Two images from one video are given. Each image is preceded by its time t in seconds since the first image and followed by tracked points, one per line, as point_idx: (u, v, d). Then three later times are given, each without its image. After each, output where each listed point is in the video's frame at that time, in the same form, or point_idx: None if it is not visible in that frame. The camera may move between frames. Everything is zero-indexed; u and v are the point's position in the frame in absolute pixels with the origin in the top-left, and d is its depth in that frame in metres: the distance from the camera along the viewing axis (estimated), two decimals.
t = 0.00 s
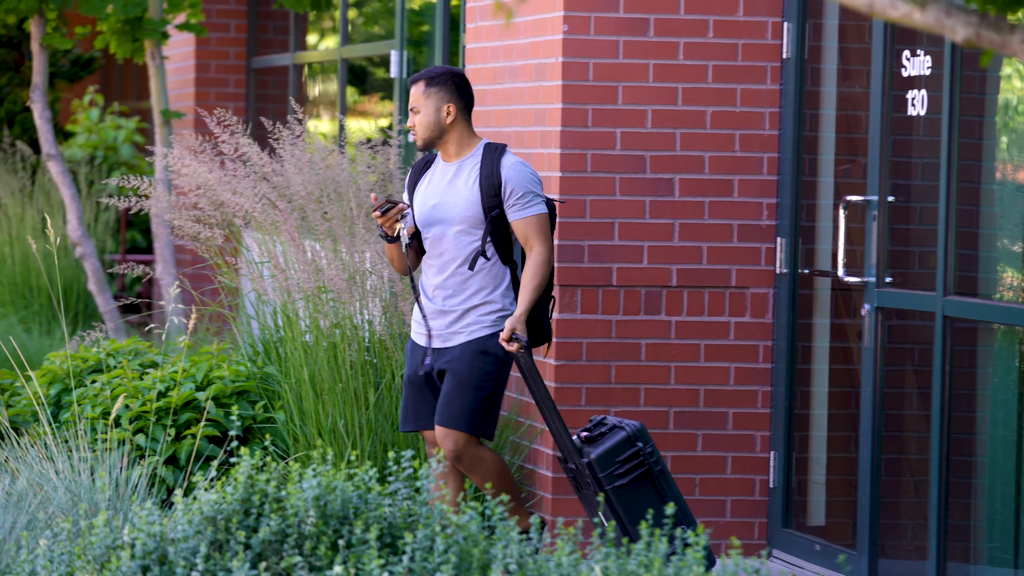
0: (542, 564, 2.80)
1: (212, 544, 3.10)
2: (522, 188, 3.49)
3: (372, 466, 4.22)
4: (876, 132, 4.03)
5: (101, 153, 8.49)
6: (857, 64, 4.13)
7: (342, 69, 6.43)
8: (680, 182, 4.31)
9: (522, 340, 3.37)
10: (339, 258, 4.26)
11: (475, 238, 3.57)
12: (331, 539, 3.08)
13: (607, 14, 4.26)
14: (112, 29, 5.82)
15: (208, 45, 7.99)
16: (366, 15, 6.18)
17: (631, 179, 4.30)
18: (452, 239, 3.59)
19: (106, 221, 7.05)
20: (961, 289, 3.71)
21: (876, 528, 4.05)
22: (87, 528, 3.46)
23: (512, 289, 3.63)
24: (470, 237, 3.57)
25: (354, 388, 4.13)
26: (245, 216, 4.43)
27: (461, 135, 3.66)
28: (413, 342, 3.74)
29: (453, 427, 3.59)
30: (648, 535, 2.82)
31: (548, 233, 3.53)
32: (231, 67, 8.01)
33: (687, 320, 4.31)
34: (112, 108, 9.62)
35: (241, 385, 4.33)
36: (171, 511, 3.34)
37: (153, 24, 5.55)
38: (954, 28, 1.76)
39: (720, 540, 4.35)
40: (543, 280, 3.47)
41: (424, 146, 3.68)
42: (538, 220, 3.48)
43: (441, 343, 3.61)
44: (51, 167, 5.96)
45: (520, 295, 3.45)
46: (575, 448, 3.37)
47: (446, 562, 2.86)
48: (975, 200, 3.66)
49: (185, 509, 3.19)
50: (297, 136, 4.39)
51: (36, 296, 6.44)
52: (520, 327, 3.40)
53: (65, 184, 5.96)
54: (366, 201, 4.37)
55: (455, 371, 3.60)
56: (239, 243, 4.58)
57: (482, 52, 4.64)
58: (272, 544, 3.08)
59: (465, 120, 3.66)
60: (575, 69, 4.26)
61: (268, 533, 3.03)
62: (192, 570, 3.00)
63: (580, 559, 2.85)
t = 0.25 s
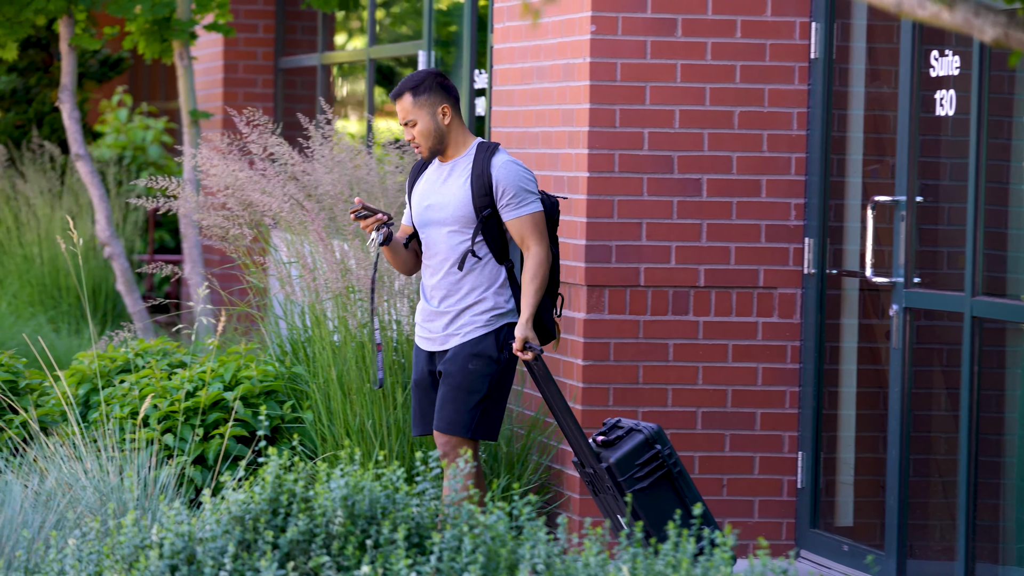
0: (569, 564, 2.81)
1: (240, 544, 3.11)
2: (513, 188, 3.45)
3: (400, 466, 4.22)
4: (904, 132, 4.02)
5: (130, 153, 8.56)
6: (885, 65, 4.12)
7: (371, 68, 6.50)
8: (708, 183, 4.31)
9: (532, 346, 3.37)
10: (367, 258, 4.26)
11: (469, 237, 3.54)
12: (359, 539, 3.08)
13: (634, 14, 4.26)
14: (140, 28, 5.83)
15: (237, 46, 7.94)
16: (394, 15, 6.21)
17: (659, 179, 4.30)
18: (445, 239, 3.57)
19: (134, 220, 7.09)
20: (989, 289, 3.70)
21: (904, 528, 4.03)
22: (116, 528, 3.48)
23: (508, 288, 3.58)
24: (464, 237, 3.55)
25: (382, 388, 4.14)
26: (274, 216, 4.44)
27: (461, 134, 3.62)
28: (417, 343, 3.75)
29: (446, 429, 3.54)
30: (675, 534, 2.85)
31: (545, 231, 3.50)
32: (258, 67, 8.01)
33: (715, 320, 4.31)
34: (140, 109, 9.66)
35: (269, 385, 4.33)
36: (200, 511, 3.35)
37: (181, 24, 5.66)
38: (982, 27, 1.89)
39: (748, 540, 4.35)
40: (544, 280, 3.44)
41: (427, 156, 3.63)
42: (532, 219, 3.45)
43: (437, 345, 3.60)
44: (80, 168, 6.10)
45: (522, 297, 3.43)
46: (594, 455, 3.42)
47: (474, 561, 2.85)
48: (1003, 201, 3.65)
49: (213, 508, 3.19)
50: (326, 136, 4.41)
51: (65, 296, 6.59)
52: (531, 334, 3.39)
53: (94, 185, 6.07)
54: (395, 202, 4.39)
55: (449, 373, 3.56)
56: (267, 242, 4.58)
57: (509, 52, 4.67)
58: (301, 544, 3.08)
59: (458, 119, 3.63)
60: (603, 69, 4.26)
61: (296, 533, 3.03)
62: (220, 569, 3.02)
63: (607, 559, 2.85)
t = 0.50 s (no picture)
0: (595, 564, 2.80)
1: (266, 544, 3.11)
2: (499, 195, 3.34)
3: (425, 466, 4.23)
4: (929, 132, 4.02)
5: (156, 152, 8.57)
6: (911, 65, 4.11)
7: (397, 69, 6.51)
8: (733, 183, 4.31)
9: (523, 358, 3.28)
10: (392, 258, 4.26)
11: (452, 242, 3.47)
12: (384, 539, 3.07)
13: (660, 14, 4.26)
14: (166, 29, 5.85)
15: (262, 46, 7.96)
16: (418, 15, 6.19)
17: (684, 179, 4.30)
18: (431, 242, 3.51)
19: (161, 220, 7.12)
20: (1014, 289, 3.69)
21: (929, 529, 4.02)
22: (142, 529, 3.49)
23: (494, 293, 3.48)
24: (448, 242, 3.48)
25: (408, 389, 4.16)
26: (300, 216, 4.45)
27: (460, 136, 3.55)
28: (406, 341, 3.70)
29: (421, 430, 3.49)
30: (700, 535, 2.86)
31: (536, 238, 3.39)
32: (284, 68, 7.99)
33: (740, 321, 4.31)
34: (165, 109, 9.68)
35: (294, 385, 4.31)
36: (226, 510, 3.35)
37: (207, 25, 5.70)
38: (1008, 27, 1.94)
39: (773, 541, 4.34)
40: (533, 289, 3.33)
41: (427, 158, 3.55)
42: (518, 226, 3.33)
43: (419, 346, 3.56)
44: (106, 168, 6.16)
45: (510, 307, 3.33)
46: (589, 464, 3.36)
47: (499, 562, 2.85)
48: None
49: (239, 508, 3.19)
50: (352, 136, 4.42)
51: (92, 297, 6.66)
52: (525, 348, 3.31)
53: (121, 185, 6.12)
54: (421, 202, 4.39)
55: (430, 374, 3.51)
56: (293, 243, 4.59)
57: (535, 52, 4.68)
58: (326, 544, 3.08)
59: (456, 117, 3.55)
60: (628, 69, 4.26)
61: (321, 533, 3.03)
62: (246, 569, 3.02)
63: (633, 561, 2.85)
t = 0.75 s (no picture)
0: (614, 565, 2.76)
1: (286, 545, 3.10)
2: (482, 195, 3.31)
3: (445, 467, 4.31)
4: (950, 132, 4.01)
5: (177, 154, 8.57)
6: (932, 65, 4.11)
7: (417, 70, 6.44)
8: (754, 184, 4.31)
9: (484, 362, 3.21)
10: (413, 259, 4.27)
11: (443, 243, 3.46)
12: (405, 540, 3.05)
13: (681, 15, 4.26)
14: (188, 31, 5.96)
15: (283, 47, 7.93)
16: (441, 17, 6.12)
17: (705, 180, 4.30)
18: (424, 242, 3.51)
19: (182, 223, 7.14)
20: None
21: (950, 531, 4.01)
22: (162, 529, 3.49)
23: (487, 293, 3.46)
24: (439, 242, 3.47)
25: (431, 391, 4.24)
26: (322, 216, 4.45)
27: (459, 135, 3.52)
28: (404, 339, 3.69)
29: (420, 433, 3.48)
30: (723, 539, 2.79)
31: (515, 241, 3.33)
32: (305, 69, 7.97)
33: (761, 321, 4.30)
34: (185, 111, 9.69)
35: (315, 386, 4.31)
36: (247, 511, 3.35)
37: (228, 25, 5.65)
38: None
39: (794, 542, 4.34)
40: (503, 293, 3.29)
41: (427, 159, 3.51)
42: (499, 228, 3.30)
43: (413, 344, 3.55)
44: (126, 169, 6.12)
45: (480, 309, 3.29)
46: (549, 471, 3.19)
47: (519, 563, 2.81)
48: None
49: (260, 509, 3.19)
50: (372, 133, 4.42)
51: (112, 297, 6.79)
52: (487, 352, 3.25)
53: (140, 185, 6.06)
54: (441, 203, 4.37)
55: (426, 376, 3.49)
56: (314, 244, 4.59)
57: (556, 53, 4.68)
58: (347, 545, 3.07)
59: (453, 116, 3.52)
60: (649, 70, 4.26)
61: (342, 534, 3.01)
62: (266, 570, 3.02)
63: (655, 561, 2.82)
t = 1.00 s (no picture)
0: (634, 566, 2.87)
1: (304, 548, 3.08)
2: (467, 198, 3.37)
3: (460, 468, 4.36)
4: (968, 135, 4.01)
5: (196, 156, 8.55)
6: (950, 68, 4.11)
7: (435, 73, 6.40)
8: (772, 187, 4.31)
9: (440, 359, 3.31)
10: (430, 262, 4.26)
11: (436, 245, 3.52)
12: (423, 543, 3.03)
13: (699, 18, 4.25)
14: (206, 34, 5.91)
15: (301, 51, 7.96)
16: (458, 20, 6.13)
17: (722, 183, 4.29)
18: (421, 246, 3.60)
19: (202, 226, 7.17)
20: None
21: (969, 534, 4.01)
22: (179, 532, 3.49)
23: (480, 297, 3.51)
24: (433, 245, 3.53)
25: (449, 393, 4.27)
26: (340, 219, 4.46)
27: (452, 136, 3.59)
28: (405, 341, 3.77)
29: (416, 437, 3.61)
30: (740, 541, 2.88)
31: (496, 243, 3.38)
32: (322, 72, 8.03)
33: (780, 325, 4.30)
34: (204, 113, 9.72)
35: (333, 389, 4.32)
36: (264, 515, 3.33)
37: (246, 28, 5.68)
38: None
39: (812, 545, 4.34)
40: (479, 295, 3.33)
41: (422, 163, 3.58)
42: (480, 232, 3.34)
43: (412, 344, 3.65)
44: (146, 172, 6.17)
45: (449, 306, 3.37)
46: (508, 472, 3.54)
47: (538, 566, 2.83)
48: None
49: (278, 512, 3.18)
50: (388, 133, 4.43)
51: (131, 300, 6.84)
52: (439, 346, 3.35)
53: (162, 190, 6.14)
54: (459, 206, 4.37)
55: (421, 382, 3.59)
56: (332, 246, 4.60)
57: (573, 56, 4.70)
58: (365, 548, 3.05)
59: (446, 119, 3.59)
60: (667, 73, 4.25)
61: (360, 536, 3.00)
62: (284, 572, 3.00)
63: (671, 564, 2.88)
